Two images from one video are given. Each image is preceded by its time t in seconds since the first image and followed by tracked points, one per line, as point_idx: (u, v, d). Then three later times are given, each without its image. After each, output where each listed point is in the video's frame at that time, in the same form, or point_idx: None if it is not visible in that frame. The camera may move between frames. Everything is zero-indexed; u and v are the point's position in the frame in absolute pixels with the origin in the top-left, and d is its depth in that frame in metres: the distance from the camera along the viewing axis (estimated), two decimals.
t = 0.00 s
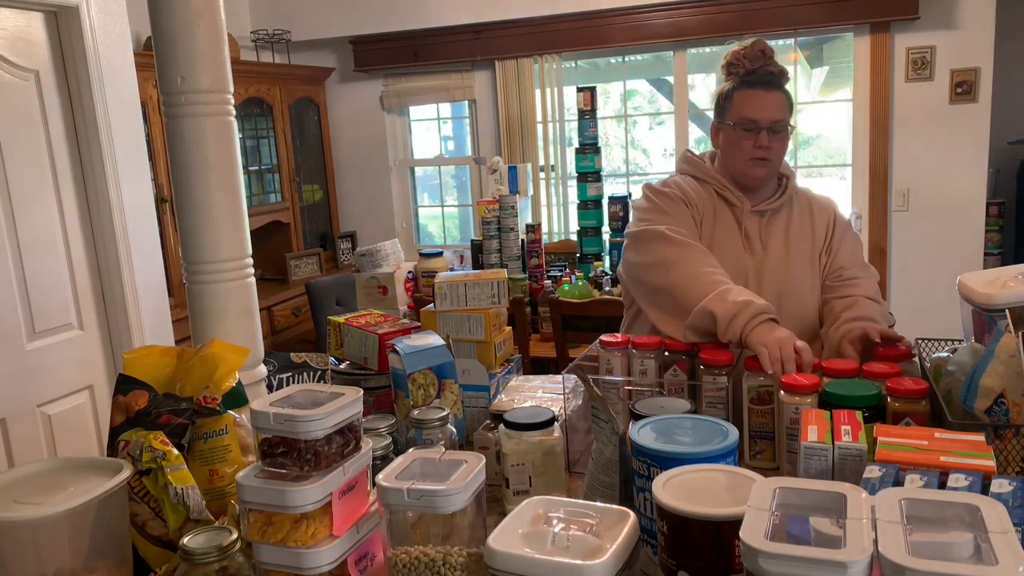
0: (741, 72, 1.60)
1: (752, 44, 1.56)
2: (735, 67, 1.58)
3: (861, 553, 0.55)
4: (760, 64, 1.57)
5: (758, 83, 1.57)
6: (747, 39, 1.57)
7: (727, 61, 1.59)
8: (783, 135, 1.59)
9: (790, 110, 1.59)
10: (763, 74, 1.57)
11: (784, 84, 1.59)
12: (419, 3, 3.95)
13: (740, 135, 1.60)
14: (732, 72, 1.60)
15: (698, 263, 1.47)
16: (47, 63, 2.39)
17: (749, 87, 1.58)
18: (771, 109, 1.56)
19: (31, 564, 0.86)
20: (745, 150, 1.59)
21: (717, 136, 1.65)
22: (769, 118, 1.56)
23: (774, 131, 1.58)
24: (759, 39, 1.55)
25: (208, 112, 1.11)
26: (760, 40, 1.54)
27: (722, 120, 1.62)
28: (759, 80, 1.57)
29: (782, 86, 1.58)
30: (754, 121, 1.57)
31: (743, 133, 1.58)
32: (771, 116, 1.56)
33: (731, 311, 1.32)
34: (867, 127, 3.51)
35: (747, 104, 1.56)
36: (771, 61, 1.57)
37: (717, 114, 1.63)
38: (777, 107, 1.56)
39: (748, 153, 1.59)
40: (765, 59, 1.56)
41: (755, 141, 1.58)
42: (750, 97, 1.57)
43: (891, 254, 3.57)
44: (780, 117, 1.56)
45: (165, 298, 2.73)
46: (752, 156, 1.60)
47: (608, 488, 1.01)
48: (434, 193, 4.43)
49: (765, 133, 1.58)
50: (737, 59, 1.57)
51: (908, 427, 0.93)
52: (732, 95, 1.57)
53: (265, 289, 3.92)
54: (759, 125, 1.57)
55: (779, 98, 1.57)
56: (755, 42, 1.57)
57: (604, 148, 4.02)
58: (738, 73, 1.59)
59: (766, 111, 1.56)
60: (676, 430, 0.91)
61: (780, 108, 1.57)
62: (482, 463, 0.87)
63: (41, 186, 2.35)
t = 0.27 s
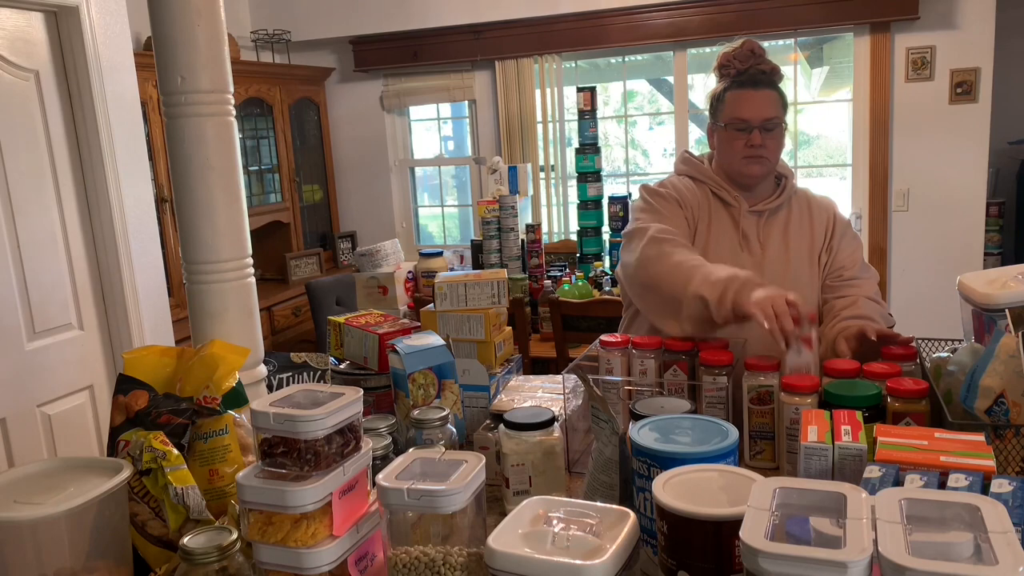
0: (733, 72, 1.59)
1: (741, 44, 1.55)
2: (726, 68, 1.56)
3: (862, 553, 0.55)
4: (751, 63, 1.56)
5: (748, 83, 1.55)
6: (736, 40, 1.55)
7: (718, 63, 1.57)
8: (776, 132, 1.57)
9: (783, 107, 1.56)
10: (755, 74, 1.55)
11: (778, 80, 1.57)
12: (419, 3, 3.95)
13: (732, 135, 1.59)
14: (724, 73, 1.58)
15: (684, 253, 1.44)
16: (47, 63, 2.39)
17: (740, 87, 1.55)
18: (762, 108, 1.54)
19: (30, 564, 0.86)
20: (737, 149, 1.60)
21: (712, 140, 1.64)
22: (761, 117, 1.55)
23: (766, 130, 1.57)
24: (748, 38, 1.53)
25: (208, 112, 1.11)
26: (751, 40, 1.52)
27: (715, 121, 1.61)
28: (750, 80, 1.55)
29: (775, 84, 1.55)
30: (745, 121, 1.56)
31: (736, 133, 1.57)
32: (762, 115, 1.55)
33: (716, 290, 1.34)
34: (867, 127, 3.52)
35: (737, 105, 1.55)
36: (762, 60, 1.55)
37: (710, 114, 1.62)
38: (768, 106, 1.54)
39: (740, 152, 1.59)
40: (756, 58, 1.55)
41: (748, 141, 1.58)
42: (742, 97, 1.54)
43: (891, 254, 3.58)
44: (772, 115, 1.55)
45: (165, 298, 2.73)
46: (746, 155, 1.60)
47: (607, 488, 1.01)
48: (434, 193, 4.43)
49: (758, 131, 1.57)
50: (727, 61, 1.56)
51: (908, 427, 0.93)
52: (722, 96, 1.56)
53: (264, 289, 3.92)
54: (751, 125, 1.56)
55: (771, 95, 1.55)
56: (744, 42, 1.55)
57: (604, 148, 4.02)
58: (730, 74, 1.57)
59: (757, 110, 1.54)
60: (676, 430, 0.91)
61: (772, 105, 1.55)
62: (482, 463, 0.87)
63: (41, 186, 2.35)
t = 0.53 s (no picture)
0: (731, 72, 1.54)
1: (737, 46, 1.50)
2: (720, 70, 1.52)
3: (862, 553, 0.55)
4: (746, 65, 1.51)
5: (739, 87, 1.50)
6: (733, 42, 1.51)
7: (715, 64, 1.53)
8: (763, 139, 1.54)
9: (776, 113, 1.52)
10: (751, 76, 1.51)
11: (774, 84, 1.51)
12: (419, 3, 3.95)
13: (721, 140, 1.56)
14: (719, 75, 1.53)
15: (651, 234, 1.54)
16: (47, 63, 2.39)
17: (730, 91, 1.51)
18: (749, 113, 1.50)
19: (30, 564, 0.85)
20: (724, 154, 1.57)
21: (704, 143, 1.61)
22: (748, 124, 1.51)
23: (753, 136, 1.53)
24: (743, 41, 1.48)
25: (208, 112, 1.11)
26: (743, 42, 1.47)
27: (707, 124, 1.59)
28: (745, 83, 1.51)
29: (771, 87, 1.50)
30: (731, 127, 1.53)
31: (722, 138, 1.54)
32: (750, 121, 1.51)
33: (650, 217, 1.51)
34: (867, 127, 3.52)
35: (725, 110, 1.52)
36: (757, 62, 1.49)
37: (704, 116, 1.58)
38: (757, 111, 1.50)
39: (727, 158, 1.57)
40: (749, 60, 1.50)
41: (733, 147, 1.55)
42: (729, 103, 1.51)
43: (891, 254, 3.58)
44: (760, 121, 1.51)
45: (165, 298, 2.73)
46: (732, 160, 1.58)
47: (608, 488, 1.01)
48: (434, 193, 4.43)
49: (743, 138, 1.54)
50: (722, 62, 1.51)
51: (908, 427, 0.93)
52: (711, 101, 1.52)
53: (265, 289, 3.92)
54: (736, 131, 1.53)
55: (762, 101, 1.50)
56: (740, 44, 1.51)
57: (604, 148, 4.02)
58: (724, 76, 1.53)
59: (745, 116, 1.50)
60: (676, 430, 0.91)
61: (761, 112, 1.51)
62: (482, 463, 0.87)
63: (42, 186, 2.35)
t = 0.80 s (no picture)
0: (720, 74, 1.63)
1: (723, 48, 1.59)
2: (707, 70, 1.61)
3: (862, 553, 0.55)
4: (733, 67, 1.59)
5: (725, 88, 1.60)
6: (719, 44, 1.59)
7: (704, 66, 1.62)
8: (747, 140, 1.62)
9: (760, 113, 1.60)
10: (738, 77, 1.59)
11: (761, 84, 1.60)
12: (419, 3, 3.95)
13: (708, 141, 1.65)
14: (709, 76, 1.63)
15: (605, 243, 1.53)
16: (47, 63, 2.39)
17: (715, 93, 1.61)
18: (733, 115, 1.58)
19: (30, 564, 0.85)
20: (710, 154, 1.66)
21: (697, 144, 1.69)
22: (732, 124, 1.59)
23: (738, 136, 1.61)
24: (728, 43, 1.57)
25: (208, 112, 1.11)
26: (727, 44, 1.55)
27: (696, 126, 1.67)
28: (732, 84, 1.59)
29: (756, 87, 1.58)
30: (716, 128, 1.62)
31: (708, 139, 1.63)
32: (735, 121, 1.59)
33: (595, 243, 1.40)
34: (867, 127, 3.52)
35: (710, 111, 1.61)
36: (743, 64, 1.58)
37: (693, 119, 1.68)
38: (739, 111, 1.58)
39: (714, 159, 1.65)
40: (735, 62, 1.58)
41: (719, 148, 1.64)
42: (715, 105, 1.60)
43: (891, 254, 3.58)
44: (743, 122, 1.58)
45: (165, 298, 2.73)
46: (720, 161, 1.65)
47: (607, 488, 1.01)
48: (434, 193, 4.43)
49: (728, 139, 1.63)
50: (710, 63, 1.60)
51: (908, 427, 0.93)
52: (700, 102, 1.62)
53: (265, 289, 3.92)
54: (721, 132, 1.61)
55: (747, 101, 1.59)
56: (727, 46, 1.60)
57: (604, 148, 4.02)
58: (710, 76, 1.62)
59: (729, 117, 1.59)
60: (677, 430, 0.91)
61: (746, 113, 1.58)
62: (482, 463, 0.87)
63: (42, 186, 2.35)
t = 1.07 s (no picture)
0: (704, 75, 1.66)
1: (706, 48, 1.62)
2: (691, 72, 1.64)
3: (862, 553, 0.55)
4: (716, 67, 1.62)
5: (710, 89, 1.63)
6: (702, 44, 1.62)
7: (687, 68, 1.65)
8: (735, 139, 1.64)
9: (746, 111, 1.62)
10: (721, 77, 1.62)
11: (744, 83, 1.63)
12: (419, 3, 3.95)
13: (696, 142, 1.67)
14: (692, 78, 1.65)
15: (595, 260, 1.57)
16: (48, 63, 2.39)
17: (701, 94, 1.64)
18: (719, 115, 1.61)
19: (30, 564, 0.86)
20: (699, 155, 1.67)
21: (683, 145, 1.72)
22: (720, 124, 1.62)
23: (726, 136, 1.63)
24: (710, 43, 1.60)
25: (208, 112, 1.11)
26: (709, 45, 1.58)
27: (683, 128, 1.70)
28: (717, 84, 1.62)
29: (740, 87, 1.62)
30: (704, 129, 1.64)
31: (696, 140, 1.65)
32: (722, 121, 1.61)
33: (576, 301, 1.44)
34: (867, 127, 3.52)
35: (697, 112, 1.63)
36: (726, 63, 1.61)
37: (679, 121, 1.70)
38: (724, 111, 1.61)
39: (703, 160, 1.66)
40: (719, 62, 1.61)
41: (707, 148, 1.65)
42: (702, 106, 1.62)
43: (891, 254, 3.58)
44: (728, 122, 1.61)
45: (165, 298, 2.73)
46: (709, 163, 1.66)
47: (607, 488, 1.01)
48: (434, 193, 4.43)
49: (716, 139, 1.64)
50: (694, 64, 1.63)
51: (908, 427, 0.93)
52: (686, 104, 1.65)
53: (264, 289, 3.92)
54: (709, 133, 1.63)
55: (732, 101, 1.61)
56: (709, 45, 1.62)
57: (604, 148, 4.02)
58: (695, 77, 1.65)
59: (716, 116, 1.61)
60: (677, 430, 0.91)
61: (730, 112, 1.61)
62: (482, 463, 0.87)
63: (42, 186, 2.35)
